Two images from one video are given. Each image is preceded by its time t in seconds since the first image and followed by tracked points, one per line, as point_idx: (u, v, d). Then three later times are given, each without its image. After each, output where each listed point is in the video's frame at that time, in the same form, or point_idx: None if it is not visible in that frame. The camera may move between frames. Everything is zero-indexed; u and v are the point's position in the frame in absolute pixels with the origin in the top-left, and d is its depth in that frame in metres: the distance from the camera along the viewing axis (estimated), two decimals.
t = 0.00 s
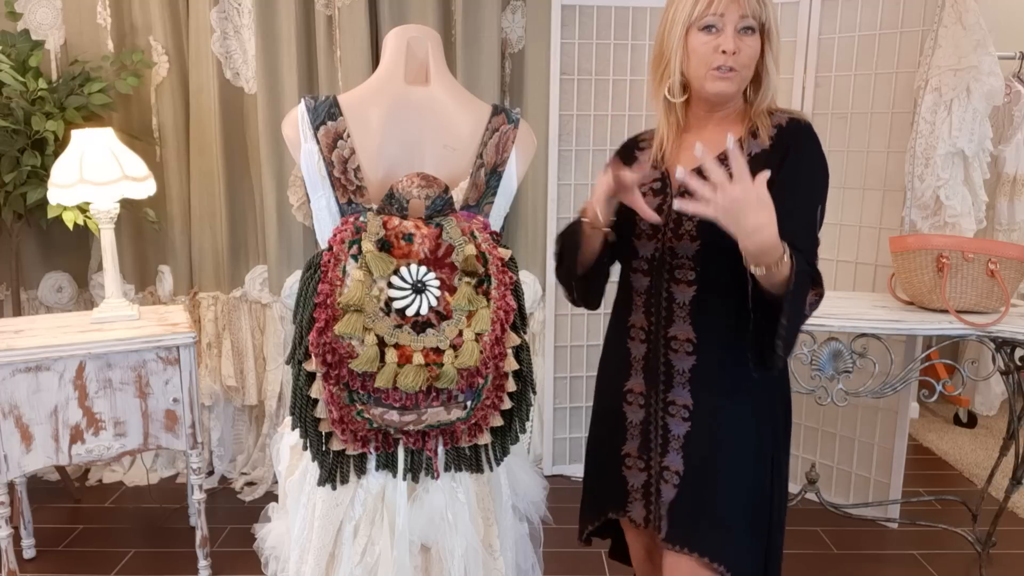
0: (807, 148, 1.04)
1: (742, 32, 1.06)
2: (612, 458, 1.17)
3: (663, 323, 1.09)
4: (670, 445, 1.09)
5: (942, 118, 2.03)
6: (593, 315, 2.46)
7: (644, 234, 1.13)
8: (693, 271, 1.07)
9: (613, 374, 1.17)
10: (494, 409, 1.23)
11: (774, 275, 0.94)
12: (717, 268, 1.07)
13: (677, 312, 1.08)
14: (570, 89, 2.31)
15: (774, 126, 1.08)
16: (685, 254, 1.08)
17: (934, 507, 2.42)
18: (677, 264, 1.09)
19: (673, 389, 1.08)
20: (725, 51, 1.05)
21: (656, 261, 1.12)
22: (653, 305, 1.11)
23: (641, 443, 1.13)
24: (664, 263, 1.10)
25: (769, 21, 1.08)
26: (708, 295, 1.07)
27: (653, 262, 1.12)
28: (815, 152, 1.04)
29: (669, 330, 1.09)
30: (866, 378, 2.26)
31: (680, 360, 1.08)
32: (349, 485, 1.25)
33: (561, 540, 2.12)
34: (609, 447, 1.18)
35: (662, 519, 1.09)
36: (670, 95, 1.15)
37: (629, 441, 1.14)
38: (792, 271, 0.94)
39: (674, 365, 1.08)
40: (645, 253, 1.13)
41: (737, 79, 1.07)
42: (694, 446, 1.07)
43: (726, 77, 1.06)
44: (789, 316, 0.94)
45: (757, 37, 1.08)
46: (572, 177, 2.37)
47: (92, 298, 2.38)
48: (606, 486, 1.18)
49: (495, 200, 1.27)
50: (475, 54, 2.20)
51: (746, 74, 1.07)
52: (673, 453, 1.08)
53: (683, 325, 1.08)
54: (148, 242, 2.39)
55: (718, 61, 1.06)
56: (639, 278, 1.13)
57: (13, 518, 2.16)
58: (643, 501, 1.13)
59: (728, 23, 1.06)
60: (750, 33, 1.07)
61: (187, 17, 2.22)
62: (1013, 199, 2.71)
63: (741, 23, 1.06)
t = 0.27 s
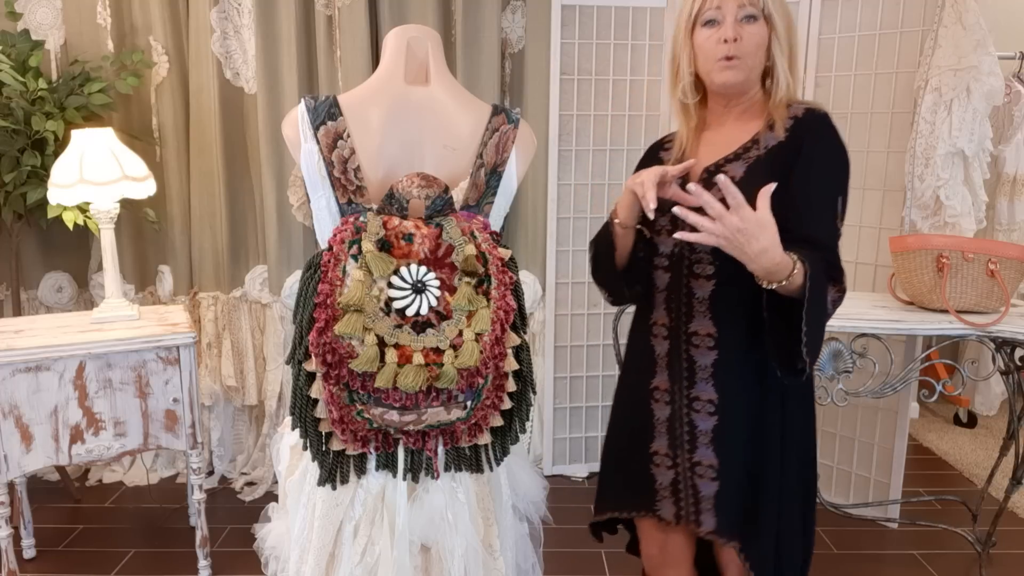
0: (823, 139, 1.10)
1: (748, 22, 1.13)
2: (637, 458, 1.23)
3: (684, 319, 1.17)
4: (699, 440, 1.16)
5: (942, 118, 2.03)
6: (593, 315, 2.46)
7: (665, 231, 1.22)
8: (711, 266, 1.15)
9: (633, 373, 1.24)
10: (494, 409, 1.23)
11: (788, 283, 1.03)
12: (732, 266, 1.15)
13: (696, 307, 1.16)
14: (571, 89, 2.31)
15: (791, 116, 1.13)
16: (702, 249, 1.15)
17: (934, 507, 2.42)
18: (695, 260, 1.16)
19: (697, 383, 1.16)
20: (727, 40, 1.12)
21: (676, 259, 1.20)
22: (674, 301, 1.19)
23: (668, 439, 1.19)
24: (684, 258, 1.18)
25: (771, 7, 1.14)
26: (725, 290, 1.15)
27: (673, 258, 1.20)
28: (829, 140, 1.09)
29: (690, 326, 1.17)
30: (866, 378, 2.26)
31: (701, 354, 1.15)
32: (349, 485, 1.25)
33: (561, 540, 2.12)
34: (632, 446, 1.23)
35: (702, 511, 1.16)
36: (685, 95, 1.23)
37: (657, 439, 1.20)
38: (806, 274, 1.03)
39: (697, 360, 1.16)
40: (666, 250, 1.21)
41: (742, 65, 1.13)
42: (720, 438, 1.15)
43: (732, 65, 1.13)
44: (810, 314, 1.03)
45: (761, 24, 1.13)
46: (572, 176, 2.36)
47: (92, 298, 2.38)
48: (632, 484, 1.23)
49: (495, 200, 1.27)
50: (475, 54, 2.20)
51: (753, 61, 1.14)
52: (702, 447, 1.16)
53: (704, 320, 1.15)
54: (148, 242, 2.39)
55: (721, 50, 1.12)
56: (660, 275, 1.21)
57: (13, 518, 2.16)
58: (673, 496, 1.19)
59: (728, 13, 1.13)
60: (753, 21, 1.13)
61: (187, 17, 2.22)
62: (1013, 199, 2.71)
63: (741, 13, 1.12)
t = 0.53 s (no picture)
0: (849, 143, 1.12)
1: (780, 20, 1.14)
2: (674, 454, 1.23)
3: (722, 318, 1.18)
4: (739, 437, 1.17)
5: (942, 118, 2.03)
6: (593, 315, 2.46)
7: (697, 231, 1.21)
8: (748, 264, 1.16)
9: (669, 371, 1.24)
10: (494, 409, 1.23)
11: (824, 273, 1.05)
12: (769, 265, 1.16)
13: (735, 305, 1.17)
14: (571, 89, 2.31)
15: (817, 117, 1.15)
16: (738, 248, 1.16)
17: (934, 507, 2.42)
18: (732, 259, 1.17)
19: (737, 380, 1.17)
20: (759, 31, 1.12)
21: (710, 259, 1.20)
22: (710, 300, 1.19)
23: (710, 436, 1.19)
24: (719, 258, 1.18)
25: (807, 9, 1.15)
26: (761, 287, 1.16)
27: (707, 258, 1.20)
28: (854, 146, 1.12)
29: (729, 324, 1.17)
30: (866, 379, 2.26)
31: (742, 352, 1.16)
32: (349, 485, 1.25)
33: (561, 541, 2.12)
34: (669, 442, 1.23)
35: (743, 507, 1.16)
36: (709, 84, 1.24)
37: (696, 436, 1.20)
38: (840, 266, 1.05)
39: (736, 358, 1.16)
40: (698, 250, 1.21)
41: (769, 59, 1.13)
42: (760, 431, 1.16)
43: (759, 56, 1.13)
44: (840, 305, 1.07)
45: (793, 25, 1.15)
46: (572, 176, 2.36)
47: (93, 298, 2.38)
48: (666, 481, 1.23)
49: (495, 200, 1.27)
50: (475, 54, 2.20)
51: (779, 56, 1.14)
52: (744, 443, 1.16)
53: (743, 318, 1.16)
54: (148, 242, 2.39)
55: (750, 41, 1.13)
56: (694, 275, 1.21)
57: (13, 518, 2.16)
58: (714, 494, 1.19)
59: (764, 7, 1.13)
60: (786, 20, 1.14)
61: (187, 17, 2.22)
62: (1014, 199, 2.71)
63: (776, 9, 1.13)
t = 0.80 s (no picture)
0: (870, 147, 1.13)
1: (798, 29, 1.13)
2: (688, 451, 1.23)
3: (741, 316, 1.18)
4: (758, 431, 1.18)
5: (942, 118, 2.03)
6: (593, 315, 2.46)
7: (716, 230, 1.21)
8: (767, 262, 1.17)
9: (684, 369, 1.24)
10: (494, 409, 1.23)
11: (837, 270, 1.06)
12: (787, 263, 1.17)
13: (753, 303, 1.17)
14: (571, 88, 2.31)
15: (836, 122, 1.16)
16: (758, 246, 1.17)
17: (934, 507, 2.42)
18: (750, 257, 1.17)
19: (755, 376, 1.18)
20: (778, 45, 1.12)
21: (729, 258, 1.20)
22: (728, 298, 1.20)
23: (725, 433, 1.20)
24: (738, 256, 1.19)
25: (825, 18, 1.14)
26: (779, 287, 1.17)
27: (726, 256, 1.20)
28: (873, 150, 1.13)
29: (747, 322, 1.18)
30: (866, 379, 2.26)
31: (760, 348, 1.17)
32: (349, 485, 1.25)
33: (561, 541, 2.12)
34: (680, 441, 1.24)
35: (761, 498, 1.18)
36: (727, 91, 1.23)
37: (712, 434, 1.21)
38: (860, 261, 1.06)
39: (755, 355, 1.17)
40: (717, 248, 1.21)
41: (789, 72, 1.13)
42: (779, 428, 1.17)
43: (777, 69, 1.13)
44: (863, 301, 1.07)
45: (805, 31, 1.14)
46: (572, 176, 2.36)
47: (93, 298, 2.38)
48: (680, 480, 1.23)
49: (495, 200, 1.27)
50: (475, 54, 2.20)
51: (798, 69, 1.14)
52: (762, 438, 1.18)
53: (761, 316, 1.17)
54: (148, 242, 2.39)
55: (769, 54, 1.13)
56: (712, 273, 1.21)
57: (13, 518, 2.16)
58: (730, 488, 1.20)
59: (782, 19, 1.13)
60: (804, 30, 1.13)
61: (187, 17, 2.22)
62: (1013, 199, 2.71)
63: (794, 19, 1.12)
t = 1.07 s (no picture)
0: (884, 149, 1.13)
1: (810, 33, 1.12)
2: (688, 448, 1.23)
3: (748, 314, 1.18)
4: (760, 429, 1.18)
5: (942, 118, 2.03)
6: (593, 315, 2.46)
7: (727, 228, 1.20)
8: (776, 261, 1.16)
9: (691, 365, 1.24)
10: (494, 409, 1.23)
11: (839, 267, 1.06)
12: (796, 263, 1.16)
13: (761, 302, 1.17)
14: (571, 88, 2.31)
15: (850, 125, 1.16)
16: (769, 245, 1.16)
17: (934, 507, 2.42)
18: (761, 255, 1.17)
19: (759, 375, 1.18)
20: (791, 51, 1.12)
21: (738, 255, 1.20)
22: (737, 296, 1.20)
23: (726, 430, 1.20)
24: (748, 254, 1.18)
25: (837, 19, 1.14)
26: (789, 286, 1.16)
27: (736, 254, 1.20)
28: (888, 152, 1.12)
29: (754, 320, 1.18)
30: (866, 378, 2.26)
31: (766, 347, 1.17)
32: (349, 485, 1.25)
33: (561, 541, 2.12)
34: (684, 440, 1.24)
35: (760, 495, 1.18)
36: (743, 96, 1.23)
37: (714, 431, 1.21)
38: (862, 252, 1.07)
39: (760, 353, 1.17)
40: (728, 246, 1.21)
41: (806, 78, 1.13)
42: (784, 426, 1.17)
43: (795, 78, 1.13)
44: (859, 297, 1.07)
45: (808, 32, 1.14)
46: (572, 176, 2.36)
47: (92, 298, 2.38)
48: (681, 478, 1.23)
49: (494, 200, 1.27)
50: (475, 54, 2.20)
51: (814, 73, 1.14)
52: (764, 436, 1.18)
53: (769, 315, 1.17)
54: (148, 242, 2.39)
55: (783, 61, 1.12)
56: (722, 271, 1.21)
57: (13, 518, 2.16)
58: (730, 486, 1.20)
59: (794, 24, 1.12)
60: (816, 34, 1.13)
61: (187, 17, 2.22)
62: (1013, 199, 2.71)
63: (806, 23, 1.12)
